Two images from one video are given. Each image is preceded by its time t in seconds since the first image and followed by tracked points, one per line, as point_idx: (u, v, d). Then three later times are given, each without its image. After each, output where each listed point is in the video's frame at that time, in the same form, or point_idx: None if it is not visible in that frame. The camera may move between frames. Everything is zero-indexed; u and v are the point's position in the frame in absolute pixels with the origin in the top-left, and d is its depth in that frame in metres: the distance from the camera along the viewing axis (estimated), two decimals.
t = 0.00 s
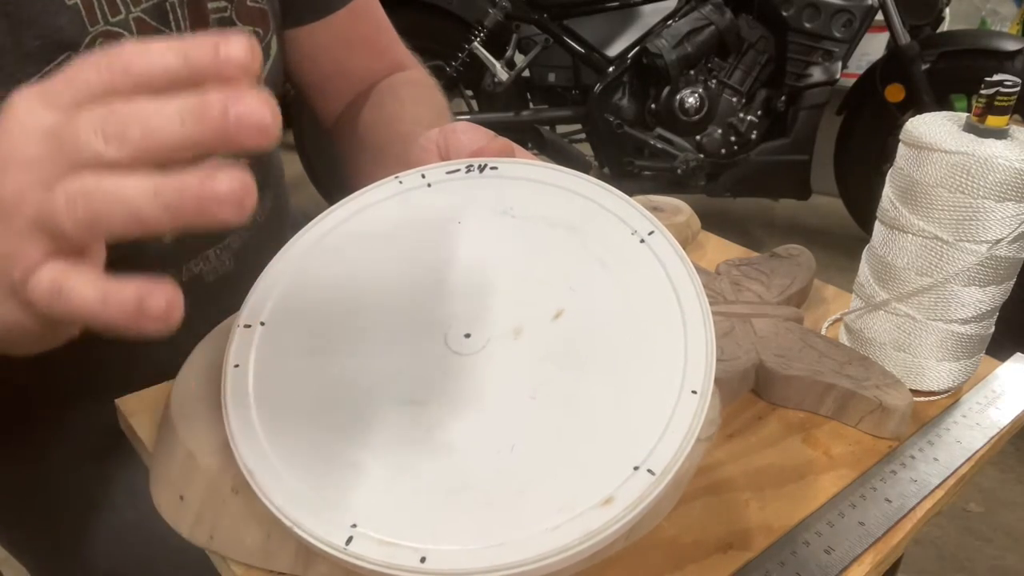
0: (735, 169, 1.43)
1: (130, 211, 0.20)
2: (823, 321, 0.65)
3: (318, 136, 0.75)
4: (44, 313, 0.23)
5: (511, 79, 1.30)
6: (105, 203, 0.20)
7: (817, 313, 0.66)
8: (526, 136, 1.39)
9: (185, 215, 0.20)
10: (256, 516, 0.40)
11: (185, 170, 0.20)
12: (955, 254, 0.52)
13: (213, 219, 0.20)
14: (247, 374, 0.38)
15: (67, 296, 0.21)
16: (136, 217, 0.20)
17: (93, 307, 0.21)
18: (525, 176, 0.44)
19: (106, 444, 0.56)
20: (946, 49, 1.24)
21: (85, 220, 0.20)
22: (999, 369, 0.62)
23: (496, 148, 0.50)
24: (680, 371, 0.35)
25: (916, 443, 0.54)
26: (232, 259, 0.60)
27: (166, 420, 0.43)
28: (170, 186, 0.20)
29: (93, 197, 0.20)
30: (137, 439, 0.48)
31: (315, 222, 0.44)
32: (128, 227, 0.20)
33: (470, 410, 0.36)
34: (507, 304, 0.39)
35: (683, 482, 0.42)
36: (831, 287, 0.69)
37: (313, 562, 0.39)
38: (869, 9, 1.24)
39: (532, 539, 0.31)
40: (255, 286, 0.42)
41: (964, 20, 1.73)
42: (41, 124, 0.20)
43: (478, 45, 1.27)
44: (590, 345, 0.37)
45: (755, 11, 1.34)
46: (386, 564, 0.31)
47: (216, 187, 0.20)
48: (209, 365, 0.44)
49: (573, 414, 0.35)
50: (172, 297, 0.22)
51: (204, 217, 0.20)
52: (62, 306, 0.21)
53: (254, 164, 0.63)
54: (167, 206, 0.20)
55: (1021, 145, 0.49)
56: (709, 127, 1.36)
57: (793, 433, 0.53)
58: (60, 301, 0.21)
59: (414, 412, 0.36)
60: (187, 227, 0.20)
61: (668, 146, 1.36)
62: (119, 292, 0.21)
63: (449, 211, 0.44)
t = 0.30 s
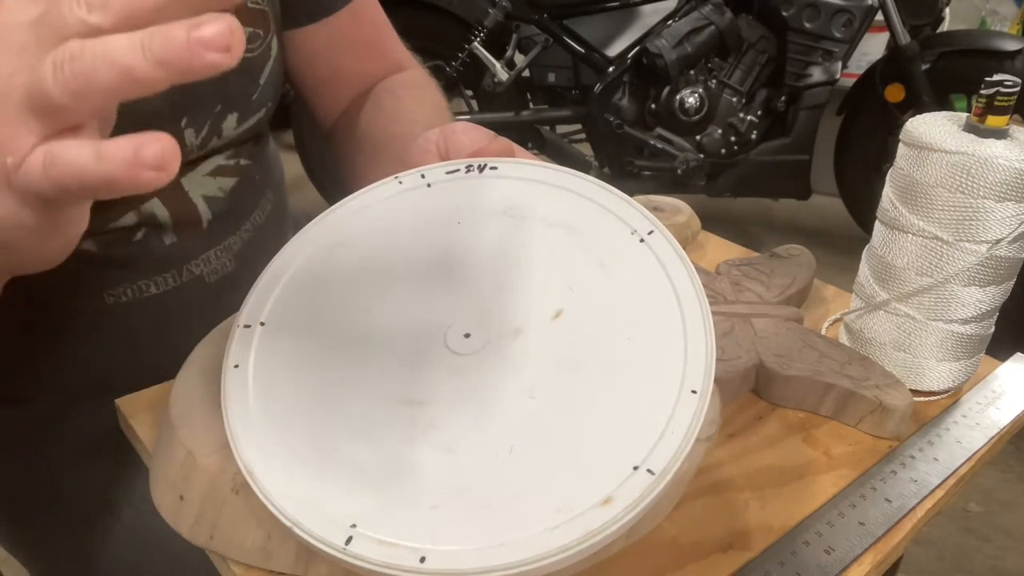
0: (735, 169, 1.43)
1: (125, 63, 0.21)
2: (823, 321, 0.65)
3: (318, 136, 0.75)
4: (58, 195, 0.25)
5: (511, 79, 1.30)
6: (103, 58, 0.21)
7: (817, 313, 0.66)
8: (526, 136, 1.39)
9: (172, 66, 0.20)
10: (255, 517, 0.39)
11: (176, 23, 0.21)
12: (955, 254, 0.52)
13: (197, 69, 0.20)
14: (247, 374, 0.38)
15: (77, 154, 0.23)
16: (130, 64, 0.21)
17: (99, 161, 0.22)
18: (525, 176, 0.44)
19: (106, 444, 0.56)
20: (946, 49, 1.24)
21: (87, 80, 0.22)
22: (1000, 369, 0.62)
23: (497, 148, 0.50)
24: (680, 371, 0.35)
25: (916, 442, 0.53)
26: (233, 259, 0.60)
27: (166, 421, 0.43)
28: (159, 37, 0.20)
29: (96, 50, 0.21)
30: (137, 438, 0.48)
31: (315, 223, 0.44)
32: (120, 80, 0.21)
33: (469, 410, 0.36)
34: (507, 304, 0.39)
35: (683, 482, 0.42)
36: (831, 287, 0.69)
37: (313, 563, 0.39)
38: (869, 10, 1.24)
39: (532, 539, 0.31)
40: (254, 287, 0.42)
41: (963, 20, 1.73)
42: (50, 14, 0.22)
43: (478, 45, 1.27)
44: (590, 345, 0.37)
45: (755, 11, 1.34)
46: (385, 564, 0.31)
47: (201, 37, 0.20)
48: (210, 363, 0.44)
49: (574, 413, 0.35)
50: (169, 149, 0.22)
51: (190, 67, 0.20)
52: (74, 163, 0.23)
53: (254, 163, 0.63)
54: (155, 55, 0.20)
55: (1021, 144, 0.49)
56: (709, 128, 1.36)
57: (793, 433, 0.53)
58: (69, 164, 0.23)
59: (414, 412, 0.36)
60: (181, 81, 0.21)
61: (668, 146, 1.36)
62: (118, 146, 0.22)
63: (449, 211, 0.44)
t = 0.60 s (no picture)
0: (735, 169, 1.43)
1: (96, 58, 0.21)
2: (824, 321, 0.65)
3: (318, 136, 0.75)
4: (48, 187, 0.25)
5: (511, 79, 1.30)
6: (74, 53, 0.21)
7: (818, 313, 0.66)
8: (526, 136, 1.39)
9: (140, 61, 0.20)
10: (255, 517, 0.39)
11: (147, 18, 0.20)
12: (955, 254, 0.52)
13: (165, 64, 0.20)
14: (247, 374, 0.38)
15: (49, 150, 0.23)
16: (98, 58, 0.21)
17: (69, 157, 0.22)
18: (524, 176, 0.44)
19: (106, 444, 0.56)
20: (946, 49, 1.24)
21: (55, 75, 0.22)
22: (1000, 369, 0.62)
23: (496, 147, 0.50)
24: (680, 371, 0.35)
25: (916, 442, 0.53)
26: (233, 259, 0.60)
27: (166, 421, 0.43)
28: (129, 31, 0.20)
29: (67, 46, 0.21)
30: (137, 438, 0.48)
31: (314, 223, 0.44)
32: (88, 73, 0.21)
33: (469, 411, 0.36)
34: (507, 304, 0.39)
35: (682, 483, 0.42)
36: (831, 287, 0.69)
37: (313, 563, 0.39)
38: (869, 10, 1.24)
39: (532, 539, 0.31)
40: (253, 287, 0.42)
41: (963, 20, 1.73)
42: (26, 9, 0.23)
43: (478, 45, 1.27)
44: (590, 345, 0.37)
45: (755, 11, 1.34)
46: (385, 564, 0.31)
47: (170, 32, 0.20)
48: (210, 363, 0.44)
49: (574, 413, 0.35)
50: (137, 146, 0.22)
51: (158, 62, 0.20)
52: (45, 161, 0.23)
53: (254, 163, 0.63)
54: (123, 49, 0.20)
55: (1021, 144, 0.49)
56: (709, 128, 1.36)
57: (793, 433, 0.53)
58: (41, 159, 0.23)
59: (413, 412, 0.36)
60: (152, 77, 0.21)
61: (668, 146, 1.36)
62: (87, 143, 0.22)
63: (448, 211, 0.44)
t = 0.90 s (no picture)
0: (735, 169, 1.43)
1: (216, 116, 0.23)
2: (823, 321, 0.65)
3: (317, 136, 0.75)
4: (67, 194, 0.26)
5: (511, 79, 1.30)
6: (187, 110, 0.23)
7: (817, 313, 0.66)
8: (526, 136, 1.40)
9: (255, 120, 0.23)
10: (254, 517, 0.39)
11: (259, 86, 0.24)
12: (955, 254, 0.52)
13: (279, 127, 0.23)
14: (247, 374, 0.38)
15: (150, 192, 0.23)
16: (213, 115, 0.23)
17: (175, 200, 0.23)
18: (524, 175, 0.44)
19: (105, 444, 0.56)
20: (946, 49, 1.24)
21: (168, 129, 0.23)
22: (1000, 369, 0.62)
23: (496, 147, 0.51)
24: (680, 370, 0.35)
25: (916, 442, 0.53)
26: (232, 258, 0.60)
27: (165, 420, 0.43)
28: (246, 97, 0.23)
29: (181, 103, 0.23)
30: (136, 438, 0.48)
31: (314, 223, 0.44)
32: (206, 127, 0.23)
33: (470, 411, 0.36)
34: (507, 304, 0.40)
35: (682, 483, 0.42)
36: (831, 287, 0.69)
37: (313, 563, 0.39)
38: (869, 9, 1.24)
39: (531, 538, 0.31)
40: (252, 288, 0.41)
41: (963, 20, 1.73)
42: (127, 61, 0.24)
43: (478, 45, 1.27)
44: (589, 345, 0.37)
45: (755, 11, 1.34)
46: (384, 563, 0.31)
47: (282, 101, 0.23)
48: (209, 363, 0.44)
49: (574, 413, 0.35)
50: (244, 199, 0.24)
51: (278, 126, 0.23)
52: (147, 205, 0.23)
53: (254, 164, 0.63)
54: (242, 113, 0.23)
55: (1021, 144, 0.49)
56: (709, 128, 1.36)
57: (793, 433, 0.53)
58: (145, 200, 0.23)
59: (413, 412, 0.36)
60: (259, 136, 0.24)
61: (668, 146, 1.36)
62: (195, 190, 0.23)
63: (448, 210, 0.44)
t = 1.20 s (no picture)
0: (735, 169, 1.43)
1: (241, 120, 0.26)
2: (823, 321, 0.65)
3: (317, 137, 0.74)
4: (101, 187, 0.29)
5: (510, 79, 1.30)
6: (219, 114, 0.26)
7: (817, 313, 0.66)
8: (526, 136, 1.39)
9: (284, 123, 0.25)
10: (255, 517, 0.39)
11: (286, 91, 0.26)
12: (955, 254, 0.52)
13: (307, 131, 0.25)
14: (246, 375, 0.37)
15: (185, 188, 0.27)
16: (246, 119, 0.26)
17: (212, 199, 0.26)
18: (525, 175, 0.44)
19: (104, 445, 0.56)
20: (946, 49, 1.24)
21: (202, 131, 0.26)
22: (999, 369, 0.62)
23: (496, 147, 0.51)
24: (680, 370, 0.35)
25: (916, 442, 0.53)
26: (232, 258, 0.60)
27: (166, 419, 0.43)
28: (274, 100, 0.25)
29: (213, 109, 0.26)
30: (136, 438, 0.48)
31: (313, 222, 0.43)
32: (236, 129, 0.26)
33: (471, 411, 0.36)
34: (507, 305, 0.40)
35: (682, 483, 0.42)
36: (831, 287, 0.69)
37: (313, 563, 0.39)
38: (869, 9, 1.24)
39: (531, 539, 0.31)
40: (252, 288, 0.41)
41: (963, 20, 1.73)
42: (159, 70, 0.28)
43: (478, 45, 1.27)
44: (589, 345, 0.37)
45: (755, 11, 1.34)
46: (384, 564, 0.31)
47: (308, 104, 0.26)
48: (210, 363, 0.44)
49: (574, 413, 0.35)
50: (270, 207, 0.27)
51: (299, 129, 0.25)
52: (180, 209, 0.26)
53: (254, 164, 0.63)
54: (270, 117, 0.25)
55: (1021, 144, 0.49)
56: (709, 128, 1.37)
57: (793, 433, 0.53)
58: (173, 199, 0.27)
59: (413, 411, 0.37)
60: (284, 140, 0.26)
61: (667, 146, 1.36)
62: (224, 198, 0.26)
63: (448, 210, 0.43)
